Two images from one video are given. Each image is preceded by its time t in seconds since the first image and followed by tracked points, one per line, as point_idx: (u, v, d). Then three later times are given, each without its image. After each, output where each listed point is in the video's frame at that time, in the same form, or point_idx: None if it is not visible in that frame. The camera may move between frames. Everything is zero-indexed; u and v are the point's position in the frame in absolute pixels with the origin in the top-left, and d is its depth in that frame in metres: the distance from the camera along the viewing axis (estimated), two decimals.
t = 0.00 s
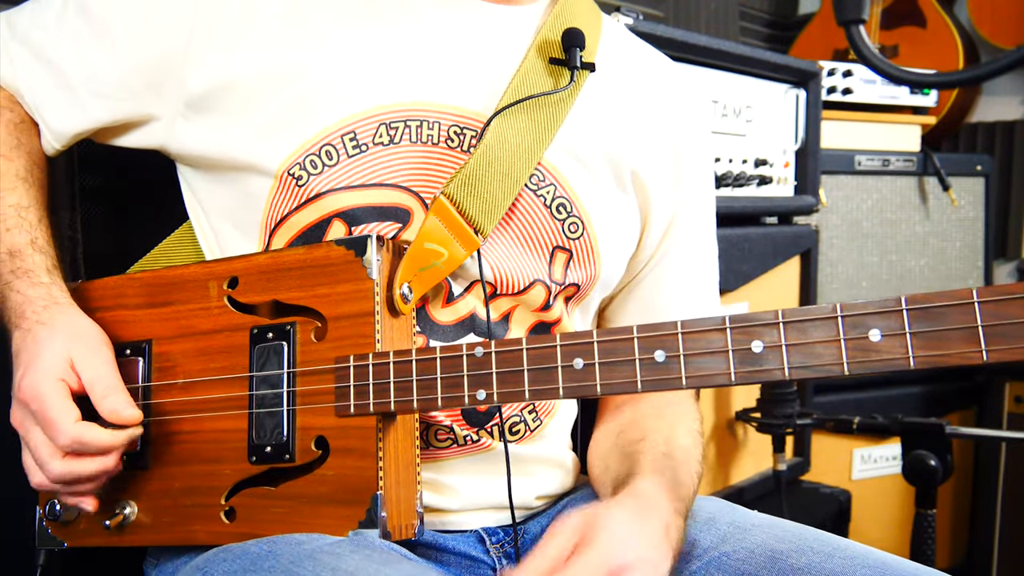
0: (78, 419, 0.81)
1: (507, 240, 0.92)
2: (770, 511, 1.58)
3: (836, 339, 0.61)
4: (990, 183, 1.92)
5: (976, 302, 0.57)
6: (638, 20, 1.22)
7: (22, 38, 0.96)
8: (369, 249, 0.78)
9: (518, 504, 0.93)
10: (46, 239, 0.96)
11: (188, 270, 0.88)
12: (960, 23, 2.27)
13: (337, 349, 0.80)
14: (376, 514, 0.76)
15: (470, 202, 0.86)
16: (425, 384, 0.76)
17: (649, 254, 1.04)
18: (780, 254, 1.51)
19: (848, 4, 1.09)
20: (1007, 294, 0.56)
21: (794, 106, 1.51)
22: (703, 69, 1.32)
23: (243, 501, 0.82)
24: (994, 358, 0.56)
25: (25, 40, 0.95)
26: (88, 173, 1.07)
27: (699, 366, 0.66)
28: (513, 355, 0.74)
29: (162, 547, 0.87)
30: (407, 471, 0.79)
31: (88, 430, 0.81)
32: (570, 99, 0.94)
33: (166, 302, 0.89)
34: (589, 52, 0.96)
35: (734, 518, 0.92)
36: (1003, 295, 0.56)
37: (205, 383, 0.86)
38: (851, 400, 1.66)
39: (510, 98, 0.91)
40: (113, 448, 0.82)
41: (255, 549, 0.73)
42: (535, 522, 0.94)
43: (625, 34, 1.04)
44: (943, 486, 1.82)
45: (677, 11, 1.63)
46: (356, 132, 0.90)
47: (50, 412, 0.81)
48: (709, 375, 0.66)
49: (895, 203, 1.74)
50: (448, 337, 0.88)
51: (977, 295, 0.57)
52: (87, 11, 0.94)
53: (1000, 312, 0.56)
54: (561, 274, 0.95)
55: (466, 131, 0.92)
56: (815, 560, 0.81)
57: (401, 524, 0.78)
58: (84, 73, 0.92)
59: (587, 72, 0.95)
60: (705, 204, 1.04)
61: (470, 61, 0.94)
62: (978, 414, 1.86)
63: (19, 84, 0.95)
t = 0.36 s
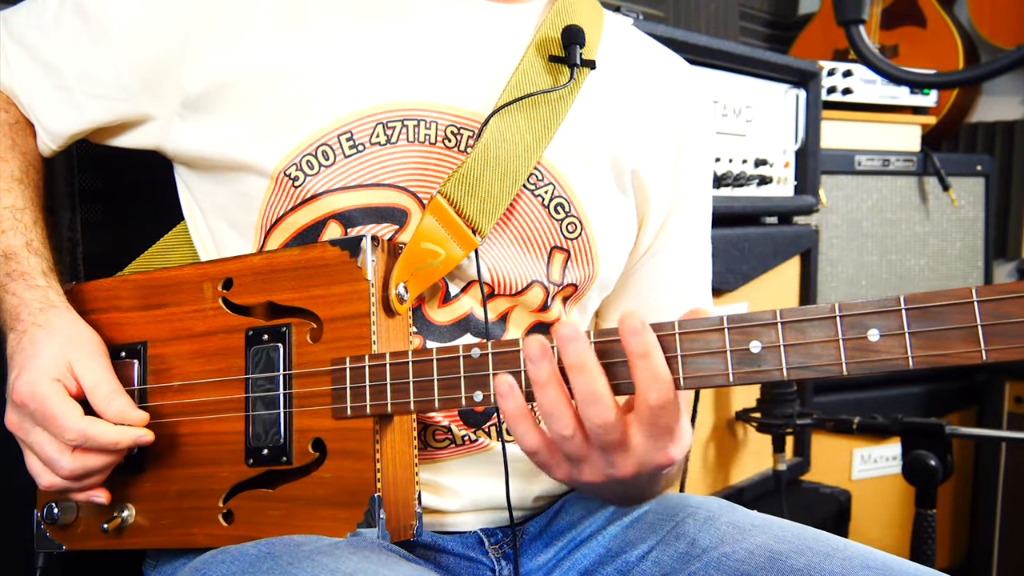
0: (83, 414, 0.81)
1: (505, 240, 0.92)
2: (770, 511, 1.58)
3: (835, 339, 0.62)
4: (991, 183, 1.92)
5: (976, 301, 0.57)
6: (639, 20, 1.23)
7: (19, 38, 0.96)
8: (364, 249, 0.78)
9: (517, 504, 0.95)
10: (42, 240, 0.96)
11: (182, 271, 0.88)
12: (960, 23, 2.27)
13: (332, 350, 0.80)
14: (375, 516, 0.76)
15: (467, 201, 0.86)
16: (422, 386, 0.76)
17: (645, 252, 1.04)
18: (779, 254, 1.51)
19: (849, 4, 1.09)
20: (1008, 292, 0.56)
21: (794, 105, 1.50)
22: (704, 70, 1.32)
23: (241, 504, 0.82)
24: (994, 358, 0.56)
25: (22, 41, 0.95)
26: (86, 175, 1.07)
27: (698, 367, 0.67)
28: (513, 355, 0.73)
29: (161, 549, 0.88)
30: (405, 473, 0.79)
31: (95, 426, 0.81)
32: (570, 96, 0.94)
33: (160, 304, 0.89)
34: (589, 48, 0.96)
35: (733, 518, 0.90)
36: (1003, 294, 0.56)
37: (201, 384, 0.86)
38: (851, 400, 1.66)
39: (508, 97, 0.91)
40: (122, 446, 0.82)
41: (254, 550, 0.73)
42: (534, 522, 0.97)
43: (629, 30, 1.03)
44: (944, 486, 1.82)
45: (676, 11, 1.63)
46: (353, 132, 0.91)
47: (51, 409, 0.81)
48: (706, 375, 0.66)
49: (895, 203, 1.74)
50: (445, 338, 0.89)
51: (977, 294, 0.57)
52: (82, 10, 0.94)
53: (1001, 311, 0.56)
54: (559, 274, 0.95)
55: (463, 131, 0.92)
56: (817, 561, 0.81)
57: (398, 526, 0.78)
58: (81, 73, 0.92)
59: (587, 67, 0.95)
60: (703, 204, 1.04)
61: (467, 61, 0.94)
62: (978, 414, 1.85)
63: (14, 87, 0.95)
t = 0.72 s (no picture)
0: (73, 413, 0.82)
1: (502, 243, 0.92)
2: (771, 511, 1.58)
3: (830, 336, 0.62)
4: (991, 183, 1.91)
5: (971, 296, 0.57)
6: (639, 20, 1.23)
7: (19, 35, 0.96)
8: (357, 248, 0.79)
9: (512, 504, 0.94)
10: (38, 241, 0.98)
11: (174, 272, 0.88)
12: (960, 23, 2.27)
13: (327, 350, 0.80)
14: (373, 515, 0.76)
15: (464, 203, 0.86)
16: (417, 386, 0.76)
17: (641, 257, 1.04)
18: (779, 254, 1.51)
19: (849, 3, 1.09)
20: (1002, 288, 0.56)
21: (794, 106, 1.50)
22: (702, 69, 1.31)
23: (238, 504, 0.82)
24: (988, 354, 0.57)
25: (22, 38, 0.96)
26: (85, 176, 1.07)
27: (692, 364, 0.67)
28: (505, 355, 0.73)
29: (159, 550, 0.88)
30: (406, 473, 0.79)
31: (85, 423, 0.81)
32: (574, 98, 0.94)
33: (153, 304, 0.89)
34: (593, 52, 0.96)
35: (729, 512, 0.91)
36: (997, 289, 0.56)
37: (197, 385, 0.86)
38: (850, 400, 1.66)
39: (509, 99, 0.91)
40: (114, 444, 0.83)
41: (254, 549, 0.74)
42: (531, 523, 0.96)
43: (633, 31, 1.03)
44: (944, 485, 1.82)
45: (675, 11, 1.63)
46: (351, 130, 0.90)
47: (42, 408, 0.81)
48: (703, 372, 0.66)
49: (894, 203, 1.74)
50: (438, 338, 0.89)
51: (971, 290, 0.57)
52: (82, 7, 0.94)
53: (994, 308, 0.57)
54: (556, 278, 0.95)
55: (463, 133, 0.92)
56: (812, 554, 0.81)
57: (395, 525, 0.78)
58: (81, 71, 0.93)
59: (589, 71, 0.95)
60: (702, 210, 1.04)
61: (468, 60, 0.94)
62: (978, 414, 1.85)
63: (13, 85, 0.95)
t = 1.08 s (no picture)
0: (76, 411, 0.81)
1: (512, 250, 0.92)
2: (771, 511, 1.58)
3: (843, 353, 0.62)
4: (991, 183, 1.92)
5: (983, 318, 0.58)
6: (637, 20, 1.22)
7: (37, 27, 0.96)
8: (371, 248, 0.78)
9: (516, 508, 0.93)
10: (46, 234, 0.97)
11: (186, 268, 0.87)
12: (960, 22, 2.27)
13: (338, 351, 0.79)
14: (379, 517, 0.75)
15: (478, 210, 0.86)
16: (428, 390, 0.76)
17: (651, 266, 1.05)
18: (779, 254, 1.51)
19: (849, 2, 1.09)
20: (1015, 310, 0.57)
21: (794, 106, 1.50)
22: (701, 69, 1.31)
23: (244, 503, 0.82)
24: (1003, 375, 0.57)
25: (41, 32, 0.95)
26: (88, 176, 1.06)
27: (705, 377, 0.67)
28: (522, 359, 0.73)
29: (163, 547, 0.87)
30: (408, 474, 0.79)
31: (88, 422, 0.81)
32: (592, 108, 0.94)
33: (165, 300, 0.88)
34: (611, 62, 0.96)
35: (735, 519, 0.91)
36: (1012, 311, 0.57)
37: (204, 382, 0.86)
38: (851, 401, 1.66)
39: (527, 106, 0.91)
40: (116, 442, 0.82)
41: (258, 549, 0.73)
42: (536, 525, 0.95)
43: (649, 43, 1.03)
44: (943, 486, 1.82)
45: (676, 12, 1.63)
46: (368, 131, 0.90)
47: (46, 405, 0.81)
48: (714, 385, 0.67)
49: (894, 203, 1.74)
50: (448, 341, 0.88)
51: (984, 311, 0.58)
52: None
53: (1009, 329, 0.57)
54: (566, 287, 0.94)
55: (479, 138, 0.92)
56: (819, 561, 0.81)
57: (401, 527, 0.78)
58: (97, 64, 0.92)
59: (609, 81, 0.94)
60: (713, 222, 1.05)
61: (484, 63, 0.93)
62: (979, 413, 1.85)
63: (29, 78, 0.95)
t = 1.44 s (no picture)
0: (89, 402, 0.81)
1: (519, 254, 0.92)
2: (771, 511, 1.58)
3: (851, 364, 0.62)
4: (991, 184, 1.92)
5: (990, 332, 0.58)
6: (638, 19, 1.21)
7: (49, 20, 0.95)
8: (381, 248, 0.78)
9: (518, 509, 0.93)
10: (57, 228, 0.96)
11: (194, 264, 0.87)
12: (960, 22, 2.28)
13: (345, 351, 0.79)
14: (382, 517, 0.75)
15: (485, 213, 0.86)
16: (435, 391, 0.75)
17: (657, 271, 1.05)
18: (779, 253, 1.51)
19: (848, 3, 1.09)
20: (1018, 326, 0.57)
21: (794, 106, 1.50)
22: (700, 69, 1.30)
23: (248, 500, 0.81)
24: (1007, 390, 0.57)
25: (52, 25, 0.95)
26: (90, 176, 1.06)
27: (712, 385, 0.67)
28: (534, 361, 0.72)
29: (166, 545, 0.87)
30: (412, 477, 0.79)
31: (101, 413, 0.81)
32: (601, 113, 0.94)
33: (172, 295, 0.88)
34: (621, 67, 0.96)
35: (736, 519, 0.91)
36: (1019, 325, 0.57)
37: (207, 380, 0.85)
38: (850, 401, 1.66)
39: (537, 110, 0.91)
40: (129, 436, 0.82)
41: (261, 548, 0.73)
42: (537, 526, 0.95)
43: (657, 48, 1.03)
44: (943, 486, 1.83)
45: (675, 15, 1.64)
46: (378, 132, 0.90)
47: (57, 397, 0.81)
48: (722, 394, 0.66)
49: (894, 203, 1.74)
50: (454, 342, 0.88)
51: (991, 326, 0.58)
52: None
53: (1016, 344, 0.57)
54: (572, 291, 0.94)
55: (489, 140, 0.91)
56: (819, 561, 0.81)
57: (404, 526, 0.77)
58: (108, 59, 0.92)
59: (617, 87, 0.94)
60: (720, 229, 1.05)
61: (495, 64, 0.93)
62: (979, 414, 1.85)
63: (39, 70, 0.94)
